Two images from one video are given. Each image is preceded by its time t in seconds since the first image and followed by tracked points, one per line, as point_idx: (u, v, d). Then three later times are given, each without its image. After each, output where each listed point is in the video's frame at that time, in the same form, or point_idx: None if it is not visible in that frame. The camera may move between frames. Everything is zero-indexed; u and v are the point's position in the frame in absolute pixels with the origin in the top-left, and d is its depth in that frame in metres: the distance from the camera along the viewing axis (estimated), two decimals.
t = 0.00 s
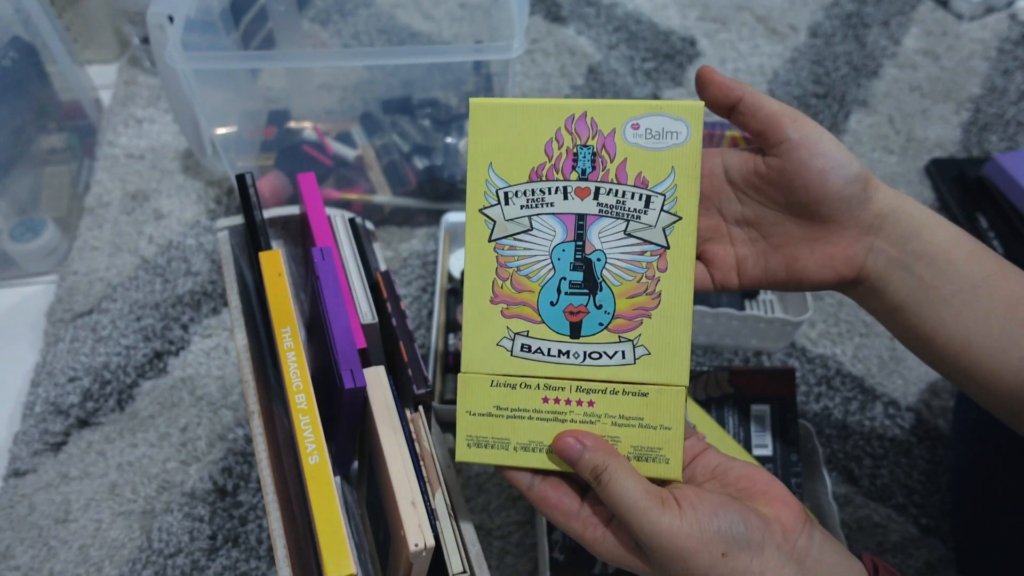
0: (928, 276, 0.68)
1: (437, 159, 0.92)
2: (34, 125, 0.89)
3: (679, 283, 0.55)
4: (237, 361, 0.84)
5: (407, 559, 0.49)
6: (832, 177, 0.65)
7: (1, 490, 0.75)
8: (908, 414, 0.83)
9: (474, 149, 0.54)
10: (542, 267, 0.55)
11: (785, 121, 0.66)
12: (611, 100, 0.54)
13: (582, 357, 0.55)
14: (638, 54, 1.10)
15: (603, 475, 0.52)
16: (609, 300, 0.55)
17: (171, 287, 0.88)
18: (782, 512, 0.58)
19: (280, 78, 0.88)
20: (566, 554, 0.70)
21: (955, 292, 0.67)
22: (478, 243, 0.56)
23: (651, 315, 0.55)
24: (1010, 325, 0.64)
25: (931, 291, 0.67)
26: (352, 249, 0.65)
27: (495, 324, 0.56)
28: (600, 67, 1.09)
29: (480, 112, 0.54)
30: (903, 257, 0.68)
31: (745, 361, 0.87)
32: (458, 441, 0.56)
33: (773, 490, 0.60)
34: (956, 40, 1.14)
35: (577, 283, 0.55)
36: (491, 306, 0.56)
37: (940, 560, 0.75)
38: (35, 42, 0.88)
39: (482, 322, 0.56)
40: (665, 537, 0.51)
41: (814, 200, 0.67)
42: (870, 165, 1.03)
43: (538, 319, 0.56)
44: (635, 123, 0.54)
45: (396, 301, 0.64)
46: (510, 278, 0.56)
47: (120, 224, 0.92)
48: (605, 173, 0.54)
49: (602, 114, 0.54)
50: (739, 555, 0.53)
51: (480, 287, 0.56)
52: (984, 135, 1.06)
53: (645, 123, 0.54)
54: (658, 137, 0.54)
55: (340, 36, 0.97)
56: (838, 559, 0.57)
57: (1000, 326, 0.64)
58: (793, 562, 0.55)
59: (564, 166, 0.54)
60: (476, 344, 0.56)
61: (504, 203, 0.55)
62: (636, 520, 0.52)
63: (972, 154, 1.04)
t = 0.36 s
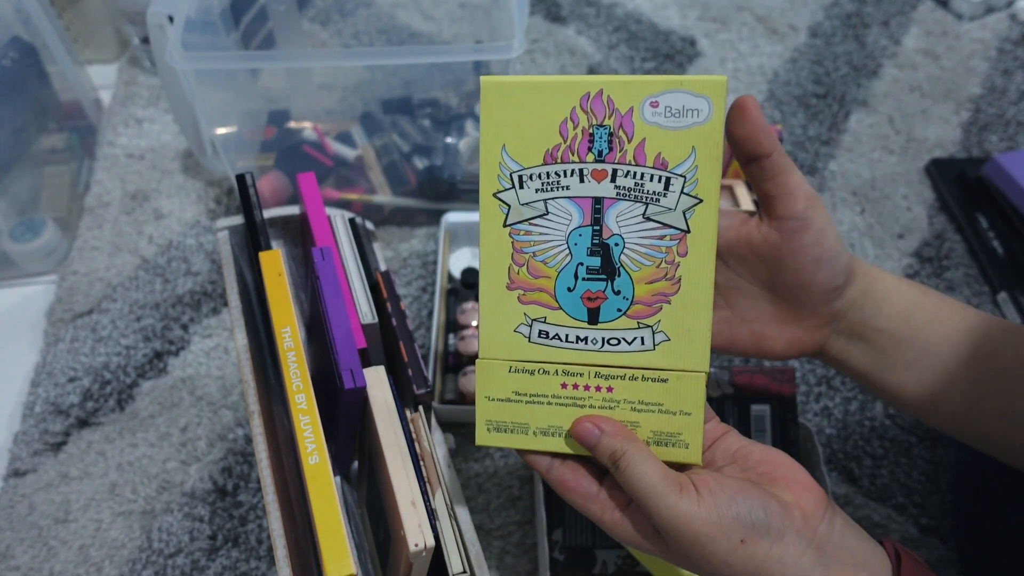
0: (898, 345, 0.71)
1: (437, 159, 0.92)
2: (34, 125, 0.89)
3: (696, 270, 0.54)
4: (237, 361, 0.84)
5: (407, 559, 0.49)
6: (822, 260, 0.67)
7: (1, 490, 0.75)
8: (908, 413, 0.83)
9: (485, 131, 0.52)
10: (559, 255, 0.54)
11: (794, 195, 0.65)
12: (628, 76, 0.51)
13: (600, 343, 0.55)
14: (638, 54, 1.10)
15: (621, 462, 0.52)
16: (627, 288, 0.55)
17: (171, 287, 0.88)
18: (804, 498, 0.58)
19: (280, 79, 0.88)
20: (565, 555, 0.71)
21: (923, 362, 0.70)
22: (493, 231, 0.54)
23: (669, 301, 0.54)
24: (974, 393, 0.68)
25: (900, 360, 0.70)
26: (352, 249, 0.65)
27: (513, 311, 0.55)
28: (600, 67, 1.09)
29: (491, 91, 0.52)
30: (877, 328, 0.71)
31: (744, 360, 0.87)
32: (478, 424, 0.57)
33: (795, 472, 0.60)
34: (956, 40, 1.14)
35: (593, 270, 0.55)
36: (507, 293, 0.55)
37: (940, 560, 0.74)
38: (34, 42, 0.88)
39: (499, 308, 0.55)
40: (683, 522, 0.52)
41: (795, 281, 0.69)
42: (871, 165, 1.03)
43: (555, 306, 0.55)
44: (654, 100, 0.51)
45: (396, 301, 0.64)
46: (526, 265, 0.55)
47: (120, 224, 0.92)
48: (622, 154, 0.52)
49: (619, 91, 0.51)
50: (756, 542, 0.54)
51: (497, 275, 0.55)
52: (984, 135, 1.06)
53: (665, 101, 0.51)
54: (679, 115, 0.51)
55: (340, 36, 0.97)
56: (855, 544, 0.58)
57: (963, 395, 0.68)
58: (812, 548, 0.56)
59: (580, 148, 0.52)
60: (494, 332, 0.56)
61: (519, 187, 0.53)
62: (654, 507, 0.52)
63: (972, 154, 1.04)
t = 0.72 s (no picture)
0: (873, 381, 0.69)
1: (437, 159, 0.92)
2: (34, 125, 0.89)
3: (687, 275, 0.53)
4: (237, 361, 0.84)
5: (407, 559, 0.49)
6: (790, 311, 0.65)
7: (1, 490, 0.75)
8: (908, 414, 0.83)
9: (471, 155, 0.50)
10: (551, 264, 0.54)
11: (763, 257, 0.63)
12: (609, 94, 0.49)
13: (595, 347, 0.55)
14: (638, 54, 1.10)
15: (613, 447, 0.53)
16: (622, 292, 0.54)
17: (171, 287, 0.88)
18: (794, 487, 0.57)
19: (280, 78, 0.87)
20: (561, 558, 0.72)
21: (900, 396, 0.68)
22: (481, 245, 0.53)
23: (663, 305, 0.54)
24: (951, 436, 0.66)
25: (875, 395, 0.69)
26: (352, 249, 0.64)
27: (506, 316, 0.55)
28: (600, 67, 1.09)
29: (474, 113, 0.49)
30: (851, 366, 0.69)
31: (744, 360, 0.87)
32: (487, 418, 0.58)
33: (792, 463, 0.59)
34: (956, 40, 1.14)
35: (586, 279, 0.54)
36: (499, 301, 0.55)
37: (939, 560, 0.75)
38: (34, 42, 0.88)
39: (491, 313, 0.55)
40: (672, 507, 0.52)
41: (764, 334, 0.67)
42: (871, 165, 1.03)
43: (549, 312, 0.55)
44: (635, 117, 0.49)
45: (396, 301, 0.64)
46: (518, 274, 0.54)
47: (120, 224, 0.92)
48: (607, 171, 0.50)
49: (601, 109, 0.49)
50: (743, 529, 0.54)
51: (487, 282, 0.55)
52: (984, 135, 1.06)
53: (646, 118, 0.49)
54: (661, 132, 0.49)
55: (340, 36, 0.97)
56: (844, 532, 0.58)
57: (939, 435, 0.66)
58: (798, 535, 0.56)
59: (565, 166, 0.50)
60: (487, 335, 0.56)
61: (509, 205, 0.52)
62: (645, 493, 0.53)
63: (972, 154, 1.04)
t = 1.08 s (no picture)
0: (874, 391, 0.63)
1: (437, 159, 0.92)
2: (34, 125, 0.89)
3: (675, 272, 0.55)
4: (237, 361, 0.84)
5: (407, 559, 0.49)
6: (785, 350, 0.56)
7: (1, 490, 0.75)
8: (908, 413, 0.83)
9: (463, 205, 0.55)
10: (543, 274, 0.54)
11: (757, 239, 0.64)
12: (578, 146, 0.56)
13: (588, 358, 0.54)
14: (638, 54, 1.10)
15: (548, 413, 0.53)
16: (615, 299, 0.55)
17: (171, 287, 0.88)
18: (762, 435, 0.55)
19: (280, 79, 0.86)
20: (560, 559, 0.72)
21: (895, 402, 0.63)
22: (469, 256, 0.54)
23: (656, 306, 0.55)
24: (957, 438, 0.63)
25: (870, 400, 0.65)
26: (352, 249, 0.65)
27: (491, 330, 0.54)
28: (600, 67, 1.09)
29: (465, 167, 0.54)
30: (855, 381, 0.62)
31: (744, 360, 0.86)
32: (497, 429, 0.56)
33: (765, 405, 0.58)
34: (956, 40, 1.14)
35: (580, 286, 0.54)
36: (485, 316, 0.54)
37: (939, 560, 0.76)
38: (34, 42, 0.87)
39: (475, 330, 0.54)
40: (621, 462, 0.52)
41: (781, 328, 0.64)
42: (871, 165, 1.03)
43: (540, 324, 0.54)
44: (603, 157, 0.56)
45: (397, 301, 0.64)
46: (506, 287, 0.54)
47: (120, 224, 0.92)
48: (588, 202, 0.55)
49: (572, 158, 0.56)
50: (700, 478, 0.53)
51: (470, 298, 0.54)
52: (984, 135, 1.06)
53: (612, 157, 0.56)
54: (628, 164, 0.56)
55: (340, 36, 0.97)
56: (807, 480, 0.56)
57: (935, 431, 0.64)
58: (758, 486, 0.55)
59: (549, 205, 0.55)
60: (465, 354, 0.54)
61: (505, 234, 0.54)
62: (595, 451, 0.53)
63: (972, 154, 1.04)
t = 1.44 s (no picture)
0: (881, 401, 0.63)
1: (437, 159, 0.92)
2: (34, 125, 0.89)
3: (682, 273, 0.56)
4: (237, 361, 0.84)
5: (407, 559, 0.49)
6: (789, 379, 0.55)
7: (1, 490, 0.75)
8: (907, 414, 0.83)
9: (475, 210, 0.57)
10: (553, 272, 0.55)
11: (758, 247, 0.62)
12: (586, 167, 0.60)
13: (598, 355, 0.54)
14: (638, 54, 1.10)
15: (552, 420, 0.51)
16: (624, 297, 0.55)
17: (171, 287, 0.88)
18: (761, 435, 0.56)
19: (280, 79, 0.87)
20: (560, 559, 0.72)
21: (898, 408, 0.63)
22: (479, 253, 0.55)
23: (664, 307, 0.55)
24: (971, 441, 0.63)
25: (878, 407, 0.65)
26: (352, 249, 0.65)
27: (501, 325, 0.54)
28: (600, 67, 1.09)
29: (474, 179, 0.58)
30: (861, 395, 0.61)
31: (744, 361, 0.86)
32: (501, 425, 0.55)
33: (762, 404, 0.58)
34: (956, 40, 1.14)
35: (590, 285, 0.55)
36: (493, 313, 0.54)
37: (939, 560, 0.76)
38: (34, 42, 0.87)
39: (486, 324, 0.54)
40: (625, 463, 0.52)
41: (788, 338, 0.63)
42: (871, 165, 1.03)
43: (549, 322, 0.54)
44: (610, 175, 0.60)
45: (396, 301, 0.64)
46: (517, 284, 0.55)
47: (120, 224, 0.92)
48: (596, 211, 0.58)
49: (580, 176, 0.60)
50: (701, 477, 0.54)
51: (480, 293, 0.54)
52: (984, 135, 1.06)
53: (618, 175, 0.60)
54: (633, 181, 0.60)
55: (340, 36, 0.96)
56: (802, 478, 0.57)
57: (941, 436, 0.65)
58: (756, 483, 0.55)
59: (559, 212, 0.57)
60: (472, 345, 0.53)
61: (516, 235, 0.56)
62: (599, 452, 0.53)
63: (971, 154, 1.04)
